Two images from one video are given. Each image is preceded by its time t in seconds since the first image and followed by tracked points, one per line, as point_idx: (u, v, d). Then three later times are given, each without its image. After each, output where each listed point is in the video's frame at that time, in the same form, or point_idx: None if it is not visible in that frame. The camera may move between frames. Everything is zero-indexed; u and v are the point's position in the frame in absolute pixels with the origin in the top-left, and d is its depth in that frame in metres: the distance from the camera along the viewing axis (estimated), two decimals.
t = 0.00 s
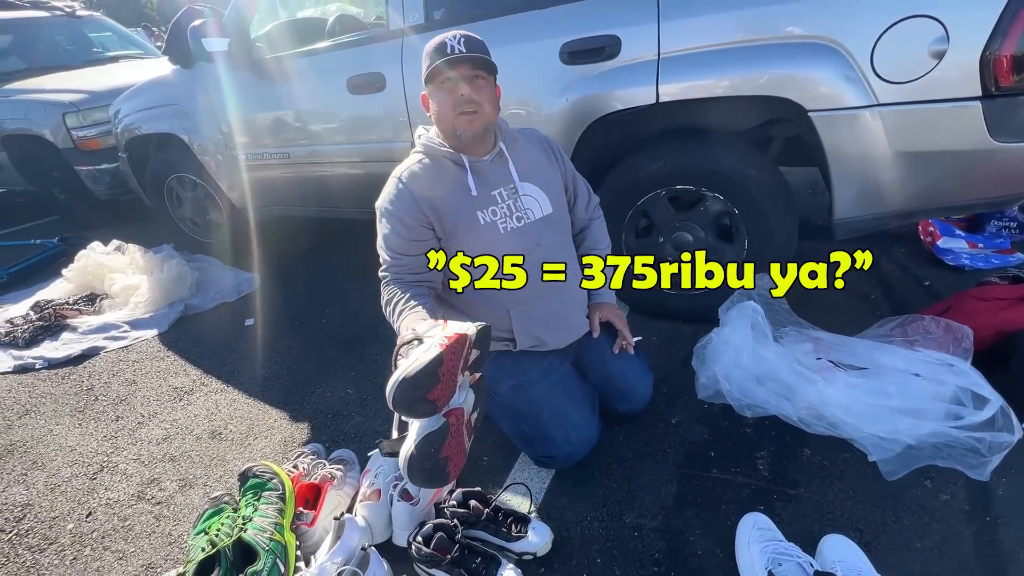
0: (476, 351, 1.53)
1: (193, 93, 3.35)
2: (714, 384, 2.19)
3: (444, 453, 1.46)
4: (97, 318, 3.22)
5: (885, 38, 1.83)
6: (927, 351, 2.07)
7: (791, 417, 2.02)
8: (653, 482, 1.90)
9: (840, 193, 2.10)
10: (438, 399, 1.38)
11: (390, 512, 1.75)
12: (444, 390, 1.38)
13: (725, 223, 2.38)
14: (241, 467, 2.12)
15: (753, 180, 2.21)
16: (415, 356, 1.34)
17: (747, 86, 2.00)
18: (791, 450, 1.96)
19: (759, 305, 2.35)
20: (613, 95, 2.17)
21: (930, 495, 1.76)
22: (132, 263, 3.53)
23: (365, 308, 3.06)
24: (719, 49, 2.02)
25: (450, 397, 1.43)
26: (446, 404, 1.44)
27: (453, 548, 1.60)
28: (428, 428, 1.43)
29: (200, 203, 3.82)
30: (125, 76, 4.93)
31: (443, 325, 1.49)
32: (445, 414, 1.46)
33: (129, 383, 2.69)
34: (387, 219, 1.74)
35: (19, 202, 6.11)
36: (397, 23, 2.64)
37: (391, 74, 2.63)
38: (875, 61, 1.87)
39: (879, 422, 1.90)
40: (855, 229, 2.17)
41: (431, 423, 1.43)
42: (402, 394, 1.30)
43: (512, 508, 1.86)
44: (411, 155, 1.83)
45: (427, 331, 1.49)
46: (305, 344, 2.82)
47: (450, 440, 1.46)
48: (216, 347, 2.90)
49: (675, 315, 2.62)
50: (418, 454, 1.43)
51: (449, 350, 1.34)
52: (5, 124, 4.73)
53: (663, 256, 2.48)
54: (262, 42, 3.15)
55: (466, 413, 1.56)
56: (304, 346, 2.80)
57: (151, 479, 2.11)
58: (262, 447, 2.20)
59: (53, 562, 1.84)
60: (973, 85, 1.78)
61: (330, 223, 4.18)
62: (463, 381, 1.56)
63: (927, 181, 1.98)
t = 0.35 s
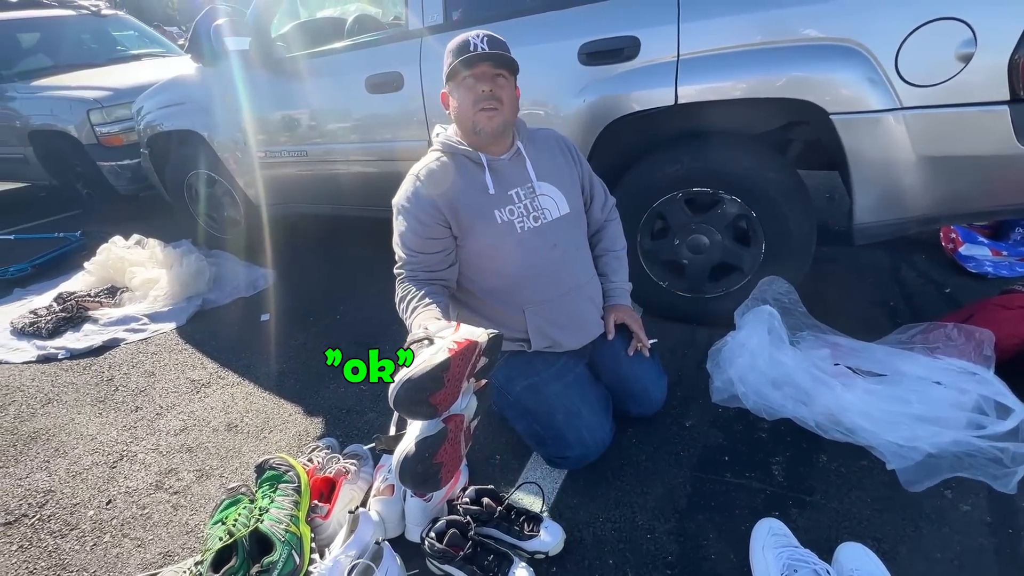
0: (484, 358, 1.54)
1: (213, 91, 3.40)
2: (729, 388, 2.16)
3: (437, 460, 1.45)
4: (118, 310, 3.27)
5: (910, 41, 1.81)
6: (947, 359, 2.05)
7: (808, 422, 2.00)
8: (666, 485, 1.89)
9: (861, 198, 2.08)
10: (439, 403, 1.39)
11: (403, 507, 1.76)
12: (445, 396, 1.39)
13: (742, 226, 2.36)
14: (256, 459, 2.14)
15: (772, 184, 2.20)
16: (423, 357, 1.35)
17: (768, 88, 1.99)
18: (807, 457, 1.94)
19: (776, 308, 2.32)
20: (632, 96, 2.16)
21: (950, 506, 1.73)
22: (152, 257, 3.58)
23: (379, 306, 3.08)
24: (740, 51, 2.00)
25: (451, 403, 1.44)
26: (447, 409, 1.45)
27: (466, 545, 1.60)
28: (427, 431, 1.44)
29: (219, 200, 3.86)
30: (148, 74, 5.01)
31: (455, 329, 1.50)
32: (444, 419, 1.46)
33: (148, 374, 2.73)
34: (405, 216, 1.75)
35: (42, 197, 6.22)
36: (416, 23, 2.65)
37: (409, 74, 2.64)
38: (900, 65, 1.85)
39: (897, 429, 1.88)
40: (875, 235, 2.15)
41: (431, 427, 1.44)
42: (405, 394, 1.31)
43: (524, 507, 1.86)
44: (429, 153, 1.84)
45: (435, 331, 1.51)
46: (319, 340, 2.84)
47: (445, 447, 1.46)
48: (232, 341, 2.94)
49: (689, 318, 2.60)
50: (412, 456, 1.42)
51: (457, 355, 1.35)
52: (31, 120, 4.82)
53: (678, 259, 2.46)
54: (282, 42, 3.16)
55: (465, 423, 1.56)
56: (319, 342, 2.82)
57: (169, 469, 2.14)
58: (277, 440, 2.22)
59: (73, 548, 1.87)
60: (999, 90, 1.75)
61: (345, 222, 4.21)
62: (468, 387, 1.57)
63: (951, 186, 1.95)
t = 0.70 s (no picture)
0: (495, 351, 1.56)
1: (228, 90, 3.43)
2: (740, 392, 2.16)
3: (451, 442, 1.45)
4: (133, 305, 3.30)
5: (928, 44, 1.80)
6: (962, 366, 2.04)
7: (819, 427, 1.99)
8: (676, 488, 1.88)
9: (876, 203, 2.07)
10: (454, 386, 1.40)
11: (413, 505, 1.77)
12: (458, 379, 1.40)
13: (754, 229, 2.35)
14: (268, 454, 2.16)
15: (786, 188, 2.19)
16: (439, 339, 1.38)
17: (784, 91, 1.98)
18: (818, 462, 1.93)
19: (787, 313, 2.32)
20: (645, 98, 2.16)
21: (964, 514, 1.72)
22: (166, 253, 3.61)
23: (389, 304, 3.09)
24: (755, 53, 2.00)
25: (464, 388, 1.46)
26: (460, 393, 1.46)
27: (476, 543, 1.61)
28: (441, 413, 1.45)
29: (232, 197, 3.89)
30: (164, 73, 5.06)
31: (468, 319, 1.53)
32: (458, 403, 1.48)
33: (162, 369, 2.76)
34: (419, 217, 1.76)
35: (59, 193, 6.30)
36: (430, 23, 2.66)
37: (423, 74, 2.65)
38: (918, 68, 1.83)
39: (911, 435, 1.87)
40: (890, 240, 2.14)
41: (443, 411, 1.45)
42: (420, 372, 1.33)
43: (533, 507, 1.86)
44: (443, 154, 1.85)
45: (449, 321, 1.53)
46: (330, 337, 2.85)
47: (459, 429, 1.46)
48: (244, 337, 2.96)
49: (700, 322, 2.60)
50: (426, 437, 1.42)
51: (473, 337, 1.37)
52: (49, 117, 4.88)
53: (689, 262, 2.45)
54: (297, 42, 3.18)
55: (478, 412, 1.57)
56: (330, 339, 2.84)
57: (182, 463, 2.16)
58: (288, 436, 2.24)
59: (89, 538, 1.90)
60: (1019, 95, 1.74)
61: (356, 221, 4.23)
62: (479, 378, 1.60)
63: (969, 192, 1.94)
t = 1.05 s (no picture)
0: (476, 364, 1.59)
1: (237, 88, 3.44)
2: (745, 394, 2.14)
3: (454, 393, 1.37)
4: (140, 301, 3.32)
5: (939, 47, 1.79)
6: (970, 370, 2.02)
7: (825, 430, 1.98)
8: (680, 490, 1.88)
9: (883, 206, 2.06)
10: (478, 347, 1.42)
11: (417, 502, 1.77)
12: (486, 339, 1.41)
13: (761, 231, 2.34)
14: (274, 450, 2.17)
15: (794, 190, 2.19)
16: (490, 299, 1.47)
17: (793, 92, 1.98)
18: (823, 465, 1.92)
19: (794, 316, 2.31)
20: (654, 99, 2.16)
21: (971, 520, 1.71)
22: (174, 250, 3.63)
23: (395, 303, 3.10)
24: (764, 55, 2.00)
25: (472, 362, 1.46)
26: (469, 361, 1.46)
27: (480, 541, 1.61)
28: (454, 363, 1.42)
29: (240, 195, 3.91)
30: (173, 71, 5.09)
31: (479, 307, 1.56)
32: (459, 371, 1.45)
33: (170, 364, 2.78)
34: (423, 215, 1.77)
35: (68, 189, 6.34)
36: (439, 23, 2.67)
37: (431, 74, 2.66)
38: (928, 71, 1.83)
39: (917, 439, 1.86)
40: (899, 243, 2.13)
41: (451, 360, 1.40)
42: (484, 302, 1.40)
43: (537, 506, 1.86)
44: (452, 156, 1.85)
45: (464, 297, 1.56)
46: (336, 335, 2.87)
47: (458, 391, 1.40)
48: (251, 334, 2.97)
49: (706, 323, 2.60)
50: (450, 367, 1.35)
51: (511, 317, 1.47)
52: (60, 113, 4.91)
53: (695, 263, 2.45)
54: (306, 41, 3.19)
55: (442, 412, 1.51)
56: (336, 337, 2.85)
57: (188, 458, 2.17)
58: (294, 433, 2.25)
59: (96, 531, 1.91)
60: None
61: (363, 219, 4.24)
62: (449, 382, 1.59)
63: (979, 196, 1.93)
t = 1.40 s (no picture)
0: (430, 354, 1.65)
1: (242, 86, 3.44)
2: (746, 394, 2.14)
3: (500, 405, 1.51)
4: (143, 297, 3.33)
5: (944, 48, 1.79)
6: (971, 372, 2.02)
7: (826, 431, 1.98)
8: (681, 489, 1.88)
9: (886, 207, 2.06)
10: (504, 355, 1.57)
11: (417, 499, 1.78)
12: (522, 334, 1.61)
13: (764, 231, 2.34)
14: (275, 446, 2.18)
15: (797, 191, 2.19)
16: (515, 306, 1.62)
17: (796, 93, 1.98)
18: (824, 466, 1.92)
19: (795, 317, 2.31)
20: (657, 99, 2.16)
21: (971, 521, 1.71)
22: (177, 246, 3.64)
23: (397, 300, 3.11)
24: (769, 55, 1.99)
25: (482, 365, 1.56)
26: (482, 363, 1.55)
27: (480, 539, 1.62)
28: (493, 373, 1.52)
29: (244, 192, 3.92)
30: (177, 67, 5.10)
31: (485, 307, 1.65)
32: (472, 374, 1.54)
33: (173, 360, 2.79)
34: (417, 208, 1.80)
35: (72, 185, 6.36)
36: (443, 21, 2.67)
37: (435, 72, 2.66)
38: (933, 72, 1.82)
39: (918, 440, 1.86)
40: (902, 245, 2.13)
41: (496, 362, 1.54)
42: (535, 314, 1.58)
43: (537, 504, 1.87)
44: (456, 156, 1.86)
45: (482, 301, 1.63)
46: (338, 332, 2.87)
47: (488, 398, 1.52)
48: (253, 331, 2.98)
49: (708, 324, 2.60)
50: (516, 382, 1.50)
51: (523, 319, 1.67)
52: (65, 109, 4.93)
53: (697, 263, 2.45)
54: (310, 38, 3.19)
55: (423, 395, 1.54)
56: (338, 334, 2.86)
57: (190, 453, 2.18)
58: (295, 429, 2.26)
59: (99, 525, 1.92)
60: None
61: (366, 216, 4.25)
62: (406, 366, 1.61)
63: (982, 197, 1.92)
